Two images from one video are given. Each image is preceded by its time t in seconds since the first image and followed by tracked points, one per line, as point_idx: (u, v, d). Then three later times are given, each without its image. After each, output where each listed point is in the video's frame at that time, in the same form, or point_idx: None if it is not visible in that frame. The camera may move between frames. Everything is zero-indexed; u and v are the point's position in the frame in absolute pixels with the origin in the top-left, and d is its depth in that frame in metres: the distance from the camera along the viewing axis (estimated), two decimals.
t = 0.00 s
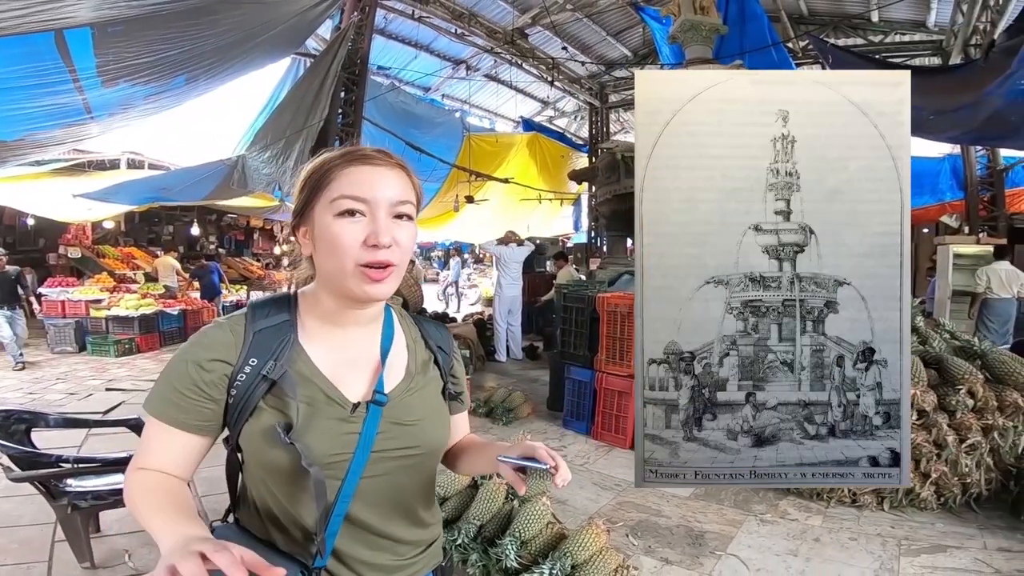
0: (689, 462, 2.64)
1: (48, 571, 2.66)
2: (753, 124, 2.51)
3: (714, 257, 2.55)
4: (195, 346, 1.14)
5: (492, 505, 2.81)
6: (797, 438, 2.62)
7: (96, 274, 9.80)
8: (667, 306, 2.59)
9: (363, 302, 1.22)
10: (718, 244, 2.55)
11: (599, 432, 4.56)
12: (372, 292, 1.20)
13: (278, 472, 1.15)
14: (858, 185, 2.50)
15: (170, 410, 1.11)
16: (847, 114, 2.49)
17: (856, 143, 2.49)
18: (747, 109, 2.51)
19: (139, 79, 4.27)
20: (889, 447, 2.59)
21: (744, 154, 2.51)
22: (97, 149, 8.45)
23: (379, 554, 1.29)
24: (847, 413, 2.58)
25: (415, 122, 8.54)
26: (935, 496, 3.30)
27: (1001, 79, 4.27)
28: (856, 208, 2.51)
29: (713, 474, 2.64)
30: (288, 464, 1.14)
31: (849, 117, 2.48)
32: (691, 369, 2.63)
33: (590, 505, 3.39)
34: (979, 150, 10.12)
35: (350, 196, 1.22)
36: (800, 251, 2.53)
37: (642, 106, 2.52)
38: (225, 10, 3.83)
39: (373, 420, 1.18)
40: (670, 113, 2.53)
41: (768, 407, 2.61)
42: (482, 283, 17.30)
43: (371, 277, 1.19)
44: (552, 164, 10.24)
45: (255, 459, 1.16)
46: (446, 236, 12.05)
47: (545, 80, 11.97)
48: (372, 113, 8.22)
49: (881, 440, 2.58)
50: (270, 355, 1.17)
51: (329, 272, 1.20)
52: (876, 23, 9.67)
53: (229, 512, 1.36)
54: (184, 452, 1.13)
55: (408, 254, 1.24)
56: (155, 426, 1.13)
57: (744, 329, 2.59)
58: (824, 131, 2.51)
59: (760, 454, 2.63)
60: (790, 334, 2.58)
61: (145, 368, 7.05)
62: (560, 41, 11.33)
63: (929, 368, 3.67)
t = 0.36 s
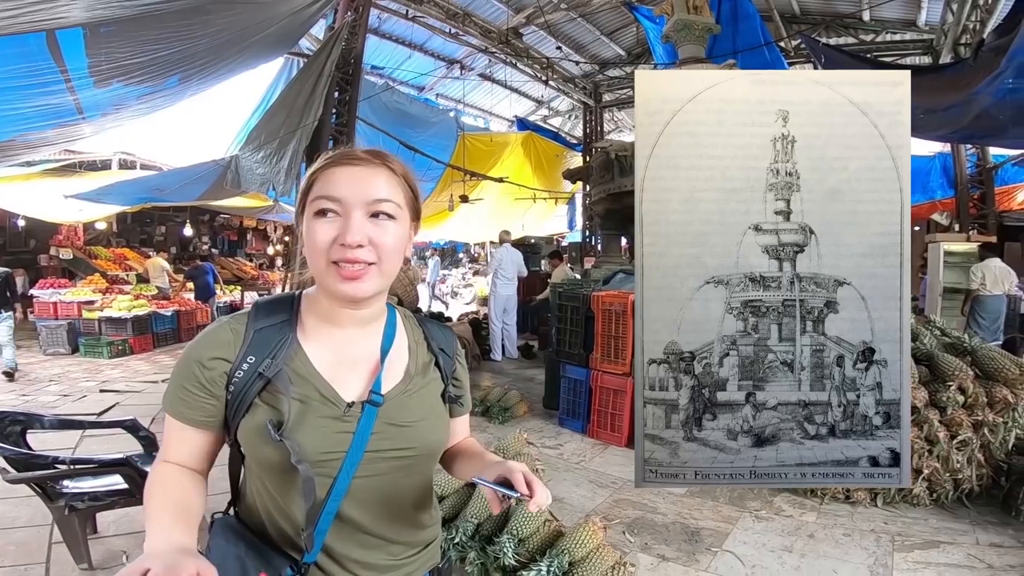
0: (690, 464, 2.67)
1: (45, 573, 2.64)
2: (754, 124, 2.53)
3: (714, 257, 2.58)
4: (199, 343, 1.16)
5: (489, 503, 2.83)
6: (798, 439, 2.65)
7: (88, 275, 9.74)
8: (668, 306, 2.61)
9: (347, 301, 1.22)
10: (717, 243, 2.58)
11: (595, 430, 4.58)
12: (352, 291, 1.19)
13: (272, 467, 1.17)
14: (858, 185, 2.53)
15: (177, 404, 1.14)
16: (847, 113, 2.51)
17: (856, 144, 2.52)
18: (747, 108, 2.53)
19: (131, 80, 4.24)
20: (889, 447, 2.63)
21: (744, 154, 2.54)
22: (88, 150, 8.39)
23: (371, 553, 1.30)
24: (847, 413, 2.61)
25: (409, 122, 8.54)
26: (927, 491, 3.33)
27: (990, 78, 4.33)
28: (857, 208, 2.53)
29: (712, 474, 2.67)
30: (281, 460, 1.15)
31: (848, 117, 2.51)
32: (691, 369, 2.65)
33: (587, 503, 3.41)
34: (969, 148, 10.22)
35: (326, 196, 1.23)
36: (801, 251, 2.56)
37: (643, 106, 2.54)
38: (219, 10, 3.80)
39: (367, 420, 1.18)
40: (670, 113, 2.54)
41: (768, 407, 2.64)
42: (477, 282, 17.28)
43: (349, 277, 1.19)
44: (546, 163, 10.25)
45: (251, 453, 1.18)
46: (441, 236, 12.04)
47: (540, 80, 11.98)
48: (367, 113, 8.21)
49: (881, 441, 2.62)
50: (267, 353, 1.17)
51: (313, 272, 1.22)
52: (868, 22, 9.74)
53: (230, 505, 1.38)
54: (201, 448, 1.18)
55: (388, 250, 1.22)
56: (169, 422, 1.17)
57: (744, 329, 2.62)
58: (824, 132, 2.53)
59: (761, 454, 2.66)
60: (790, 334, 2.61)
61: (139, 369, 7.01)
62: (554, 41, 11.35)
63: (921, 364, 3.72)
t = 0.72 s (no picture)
0: (689, 465, 2.70)
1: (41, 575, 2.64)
2: (754, 124, 2.56)
3: (714, 258, 2.60)
4: (197, 345, 1.17)
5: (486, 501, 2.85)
6: (797, 439, 2.68)
7: (81, 277, 9.69)
8: (668, 306, 2.63)
9: (345, 303, 1.23)
10: (717, 243, 2.60)
11: (590, 428, 4.60)
12: (350, 293, 1.20)
13: (270, 467, 1.18)
14: (858, 186, 2.55)
15: (175, 405, 1.15)
16: (847, 113, 2.54)
17: (856, 144, 2.54)
18: (747, 108, 2.55)
19: (123, 81, 4.22)
20: (888, 447, 2.65)
21: (745, 154, 2.56)
22: (79, 150, 8.34)
23: (368, 551, 1.31)
24: (847, 413, 2.63)
25: (403, 122, 8.53)
26: (918, 488, 3.35)
27: (978, 76, 4.36)
28: (857, 208, 2.56)
29: (712, 474, 2.70)
30: (280, 460, 1.16)
31: (849, 118, 2.54)
32: (691, 369, 2.68)
33: (582, 501, 3.42)
34: (958, 147, 10.32)
35: (328, 199, 1.25)
36: (801, 251, 2.58)
37: (644, 106, 2.57)
38: (212, 12, 3.78)
39: (364, 421, 1.20)
40: (670, 113, 2.57)
41: (768, 407, 2.67)
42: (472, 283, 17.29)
43: (347, 280, 1.20)
44: (540, 163, 10.28)
45: (249, 453, 1.19)
46: (435, 237, 12.03)
47: (534, 80, 11.99)
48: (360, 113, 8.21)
49: (881, 441, 2.64)
50: (265, 356, 1.18)
51: (313, 274, 1.23)
52: (859, 22, 9.82)
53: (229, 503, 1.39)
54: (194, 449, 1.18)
55: (387, 254, 1.23)
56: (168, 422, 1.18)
57: (744, 329, 2.64)
58: (823, 132, 2.56)
59: (760, 454, 2.69)
60: (790, 334, 2.64)
61: (133, 371, 6.97)
62: (548, 41, 11.37)
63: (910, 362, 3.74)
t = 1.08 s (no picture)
0: (689, 465, 2.77)
1: None
2: (754, 124, 2.60)
3: (714, 257, 2.65)
4: (182, 354, 1.17)
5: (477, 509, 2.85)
6: (797, 439, 2.73)
7: (61, 291, 9.53)
8: (667, 306, 2.68)
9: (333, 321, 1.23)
10: (716, 243, 2.64)
11: (579, 436, 4.60)
12: (338, 309, 1.20)
13: (265, 475, 1.17)
14: (858, 186, 2.58)
15: (152, 414, 1.13)
16: (848, 113, 2.58)
17: (855, 144, 2.58)
18: (747, 108, 2.60)
19: (106, 91, 4.18)
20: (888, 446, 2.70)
21: (745, 154, 2.60)
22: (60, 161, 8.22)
23: (365, 558, 1.30)
24: (848, 413, 2.68)
25: (389, 133, 8.52)
26: (903, 488, 3.39)
27: (949, 83, 4.42)
28: (857, 208, 2.59)
29: (712, 474, 2.76)
30: (274, 470, 1.16)
31: (848, 118, 2.57)
32: (691, 369, 2.73)
33: (573, 508, 3.42)
34: (934, 153, 10.56)
35: (314, 217, 1.23)
36: (801, 251, 2.62)
37: (643, 105, 2.61)
38: (197, 21, 3.76)
39: (355, 430, 1.19)
40: (670, 112, 2.62)
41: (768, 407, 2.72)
42: (460, 293, 17.24)
43: (336, 296, 1.20)
44: (527, 173, 10.37)
45: (242, 461, 1.18)
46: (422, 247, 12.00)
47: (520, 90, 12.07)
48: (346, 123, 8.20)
49: (881, 441, 2.69)
50: (255, 367, 1.18)
51: (300, 291, 1.23)
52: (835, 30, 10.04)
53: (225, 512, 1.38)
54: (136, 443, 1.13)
55: (375, 270, 1.23)
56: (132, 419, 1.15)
57: (744, 329, 2.68)
58: (823, 132, 2.60)
59: (760, 454, 2.75)
60: (790, 334, 2.68)
61: (116, 384, 6.83)
62: (534, 51, 11.48)
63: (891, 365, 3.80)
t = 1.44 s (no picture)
0: (687, 464, 3.14)
1: None
2: (754, 124, 2.98)
3: (713, 257, 3.04)
4: (170, 372, 1.13)
5: (469, 526, 2.80)
6: (797, 439, 3.09)
7: (35, 317, 9.28)
8: (669, 307, 3.08)
9: (333, 321, 1.21)
10: (715, 243, 3.03)
11: (569, 453, 4.53)
12: (343, 309, 1.20)
13: (255, 490, 1.13)
14: (857, 185, 2.95)
15: (154, 434, 1.11)
16: (847, 113, 2.94)
17: (856, 144, 2.94)
18: (747, 108, 2.98)
19: (89, 109, 4.13)
20: (888, 447, 3.04)
21: (746, 154, 2.98)
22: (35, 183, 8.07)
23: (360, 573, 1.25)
24: (848, 413, 3.04)
25: (372, 155, 8.52)
26: (891, 495, 3.42)
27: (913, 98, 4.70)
28: (856, 208, 2.95)
29: (712, 473, 3.11)
30: (264, 483, 1.12)
31: (850, 116, 2.94)
32: (691, 369, 3.13)
33: (565, 524, 3.39)
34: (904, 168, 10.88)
35: (321, 217, 1.24)
36: (801, 251, 3.01)
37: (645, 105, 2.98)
38: (182, 41, 3.76)
39: (347, 441, 1.16)
40: (670, 112, 3.00)
41: (768, 407, 3.10)
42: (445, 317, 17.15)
43: (341, 296, 1.19)
44: (511, 195, 10.49)
45: (232, 476, 1.14)
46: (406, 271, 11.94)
47: (503, 112, 12.25)
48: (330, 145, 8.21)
49: (881, 441, 3.03)
50: (243, 381, 1.14)
51: (303, 292, 1.20)
52: (805, 47, 10.41)
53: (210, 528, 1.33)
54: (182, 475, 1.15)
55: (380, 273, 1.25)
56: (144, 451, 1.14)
57: (744, 329, 3.08)
58: (824, 131, 2.96)
59: (761, 454, 3.10)
60: (790, 334, 3.07)
61: (92, 408, 6.58)
62: (517, 73, 11.70)
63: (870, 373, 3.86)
